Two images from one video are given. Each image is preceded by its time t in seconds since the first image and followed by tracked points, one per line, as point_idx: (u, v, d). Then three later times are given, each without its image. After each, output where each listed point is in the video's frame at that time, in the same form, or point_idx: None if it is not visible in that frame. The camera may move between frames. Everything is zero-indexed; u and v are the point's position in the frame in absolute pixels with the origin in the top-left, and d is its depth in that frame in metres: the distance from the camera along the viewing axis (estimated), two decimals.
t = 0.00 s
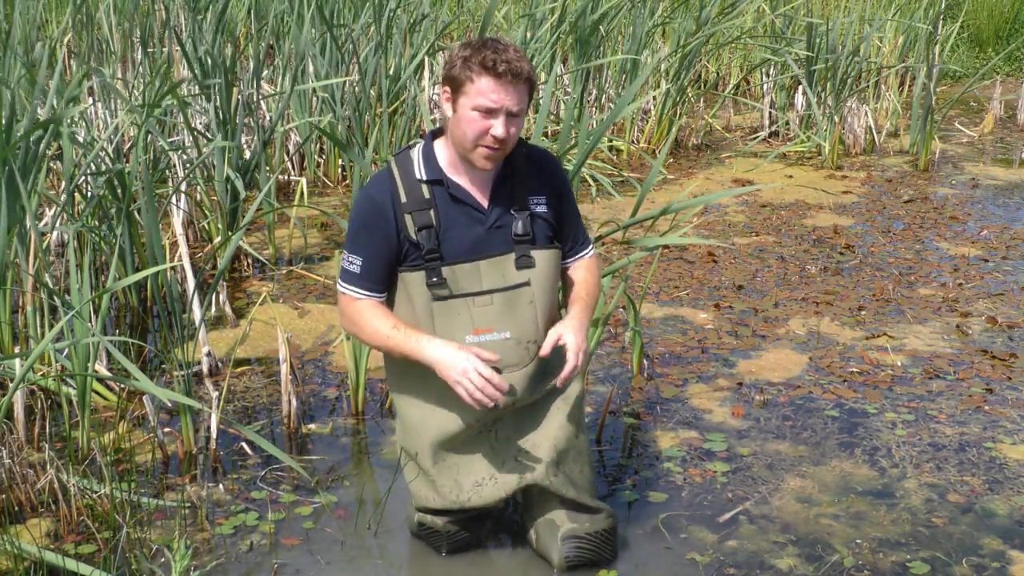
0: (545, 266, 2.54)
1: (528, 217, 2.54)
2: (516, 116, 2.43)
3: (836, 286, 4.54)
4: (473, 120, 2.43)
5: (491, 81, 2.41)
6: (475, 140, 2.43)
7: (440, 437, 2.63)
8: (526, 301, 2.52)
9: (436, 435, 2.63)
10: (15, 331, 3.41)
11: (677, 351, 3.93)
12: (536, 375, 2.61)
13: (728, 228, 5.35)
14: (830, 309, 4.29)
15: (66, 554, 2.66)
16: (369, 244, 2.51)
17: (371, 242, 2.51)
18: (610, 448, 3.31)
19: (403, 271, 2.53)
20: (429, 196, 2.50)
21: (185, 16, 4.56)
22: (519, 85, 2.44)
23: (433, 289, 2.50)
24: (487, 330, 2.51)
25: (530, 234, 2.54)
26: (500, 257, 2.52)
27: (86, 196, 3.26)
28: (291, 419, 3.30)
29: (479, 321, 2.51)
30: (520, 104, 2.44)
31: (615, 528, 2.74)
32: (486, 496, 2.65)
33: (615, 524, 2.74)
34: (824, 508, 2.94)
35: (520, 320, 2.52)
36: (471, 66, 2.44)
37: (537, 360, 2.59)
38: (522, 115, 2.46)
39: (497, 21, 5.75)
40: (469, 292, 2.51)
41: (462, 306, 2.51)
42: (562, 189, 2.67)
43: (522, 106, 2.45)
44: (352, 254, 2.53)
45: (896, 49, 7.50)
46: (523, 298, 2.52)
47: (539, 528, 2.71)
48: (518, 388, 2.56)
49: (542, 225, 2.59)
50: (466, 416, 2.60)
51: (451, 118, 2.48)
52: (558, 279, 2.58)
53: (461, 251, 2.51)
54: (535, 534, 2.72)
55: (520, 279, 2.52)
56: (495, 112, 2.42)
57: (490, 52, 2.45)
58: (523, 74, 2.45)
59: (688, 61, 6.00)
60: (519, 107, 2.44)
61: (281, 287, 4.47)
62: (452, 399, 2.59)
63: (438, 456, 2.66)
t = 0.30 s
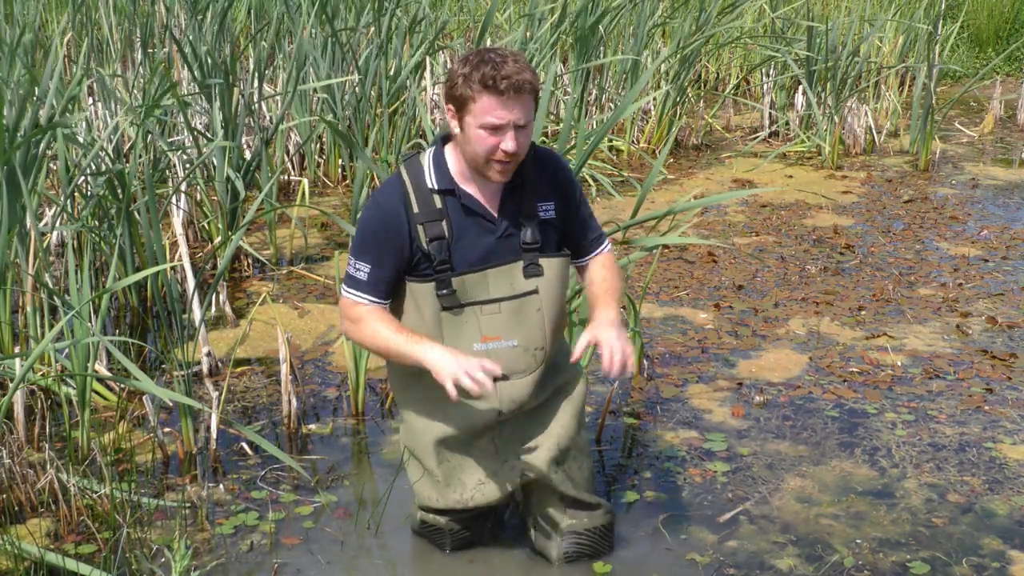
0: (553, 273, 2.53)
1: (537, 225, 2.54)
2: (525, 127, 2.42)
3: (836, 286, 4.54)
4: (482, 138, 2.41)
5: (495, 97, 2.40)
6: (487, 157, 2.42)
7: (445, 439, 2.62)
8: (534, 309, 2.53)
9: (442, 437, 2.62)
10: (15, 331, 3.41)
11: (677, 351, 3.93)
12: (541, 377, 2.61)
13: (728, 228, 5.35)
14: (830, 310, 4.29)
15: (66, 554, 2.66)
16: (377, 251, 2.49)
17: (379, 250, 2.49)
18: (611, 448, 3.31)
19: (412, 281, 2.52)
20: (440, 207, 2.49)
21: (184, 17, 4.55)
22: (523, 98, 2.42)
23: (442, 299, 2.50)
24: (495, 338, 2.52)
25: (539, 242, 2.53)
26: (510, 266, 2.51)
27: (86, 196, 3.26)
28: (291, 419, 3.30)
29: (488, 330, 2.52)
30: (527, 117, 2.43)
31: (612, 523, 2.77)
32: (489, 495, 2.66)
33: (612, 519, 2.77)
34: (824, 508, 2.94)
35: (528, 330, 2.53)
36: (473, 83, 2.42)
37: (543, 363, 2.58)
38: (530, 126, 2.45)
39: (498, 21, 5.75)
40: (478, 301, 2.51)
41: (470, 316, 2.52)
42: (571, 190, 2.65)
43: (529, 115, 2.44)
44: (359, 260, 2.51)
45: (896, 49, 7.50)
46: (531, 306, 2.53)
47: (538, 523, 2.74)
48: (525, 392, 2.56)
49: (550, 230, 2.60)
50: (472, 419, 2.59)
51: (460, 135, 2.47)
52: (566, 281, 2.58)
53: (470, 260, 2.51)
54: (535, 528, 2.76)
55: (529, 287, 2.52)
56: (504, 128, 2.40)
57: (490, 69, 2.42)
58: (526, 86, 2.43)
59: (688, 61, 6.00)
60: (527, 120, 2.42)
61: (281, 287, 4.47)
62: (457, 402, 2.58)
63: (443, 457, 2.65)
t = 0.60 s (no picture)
0: (564, 273, 2.53)
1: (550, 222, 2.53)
2: (524, 117, 2.45)
3: (836, 286, 4.54)
4: (484, 135, 2.45)
5: (485, 91, 2.44)
6: (493, 153, 2.46)
7: (453, 440, 2.63)
8: (544, 309, 2.53)
9: (449, 438, 2.63)
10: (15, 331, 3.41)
11: (677, 351, 3.93)
12: (551, 381, 2.61)
13: (728, 228, 5.35)
14: (830, 310, 4.29)
15: (66, 554, 2.66)
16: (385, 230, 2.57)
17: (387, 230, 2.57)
18: (611, 449, 3.31)
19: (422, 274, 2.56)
20: (453, 195, 2.55)
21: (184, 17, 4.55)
22: (515, 87, 2.44)
23: (449, 288, 2.53)
24: (503, 334, 2.52)
25: (552, 240, 2.53)
26: (521, 261, 2.52)
27: (86, 196, 3.26)
28: (291, 419, 3.30)
29: (496, 326, 2.52)
30: (523, 105, 2.45)
31: (626, 542, 2.72)
32: (497, 501, 2.66)
33: (626, 538, 2.72)
34: (824, 508, 2.94)
35: (536, 328, 2.53)
36: (464, 83, 2.48)
37: (553, 367, 2.59)
38: (530, 114, 2.47)
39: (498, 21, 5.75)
40: (486, 295, 2.52)
41: (481, 311, 2.52)
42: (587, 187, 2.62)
43: (527, 105, 2.47)
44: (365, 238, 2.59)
45: (896, 49, 7.49)
46: (541, 304, 2.53)
47: (550, 533, 2.69)
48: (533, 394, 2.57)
49: (564, 229, 2.58)
50: (480, 421, 2.59)
51: (466, 137, 2.53)
52: (579, 287, 2.57)
53: (480, 253, 2.54)
54: (545, 537, 2.70)
55: (539, 285, 2.52)
56: (501, 121, 2.44)
57: (478, 65, 2.48)
58: (515, 73, 2.46)
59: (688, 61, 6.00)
60: (524, 108, 2.45)
61: (281, 287, 4.47)
62: (466, 403, 2.61)
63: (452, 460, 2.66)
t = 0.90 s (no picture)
0: (577, 276, 2.52)
1: (564, 224, 2.52)
2: (544, 116, 2.45)
3: (836, 286, 4.54)
4: (501, 131, 2.46)
5: (506, 87, 2.44)
6: (509, 150, 2.46)
7: (464, 441, 2.63)
8: (554, 311, 2.52)
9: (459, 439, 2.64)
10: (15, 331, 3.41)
11: (677, 351, 3.93)
12: (564, 387, 2.60)
13: (728, 228, 5.35)
14: (830, 310, 4.29)
15: (66, 554, 2.66)
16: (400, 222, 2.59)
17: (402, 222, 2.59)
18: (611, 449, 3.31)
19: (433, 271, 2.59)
20: (468, 193, 2.56)
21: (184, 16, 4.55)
22: (537, 85, 2.45)
23: (457, 286, 2.54)
24: (511, 335, 2.52)
25: (565, 243, 2.52)
26: (532, 262, 2.52)
27: (86, 197, 3.26)
28: (291, 419, 3.30)
29: (504, 327, 2.52)
30: (543, 105, 2.45)
31: (639, 553, 2.70)
32: (508, 506, 2.65)
33: (640, 549, 2.70)
34: (824, 508, 2.94)
35: (545, 329, 2.52)
36: (487, 78, 2.48)
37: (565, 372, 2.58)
38: (550, 114, 2.47)
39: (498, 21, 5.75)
40: (496, 296, 2.52)
41: (489, 311, 2.52)
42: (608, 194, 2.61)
43: (548, 104, 2.46)
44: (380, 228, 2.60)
45: (896, 49, 7.49)
46: (552, 307, 2.52)
47: (562, 540, 2.68)
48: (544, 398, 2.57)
49: (581, 234, 2.57)
50: (491, 423, 2.59)
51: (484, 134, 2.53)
52: (592, 292, 2.57)
53: (492, 252, 2.53)
54: (557, 544, 2.70)
55: (550, 288, 2.52)
56: (519, 118, 2.44)
57: (503, 61, 2.48)
58: (538, 72, 2.46)
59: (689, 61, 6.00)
60: (544, 107, 2.45)
61: (281, 287, 4.47)
62: (477, 405, 2.61)
63: (463, 461, 2.66)
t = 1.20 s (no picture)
0: (583, 274, 2.50)
1: (570, 223, 2.56)
2: (552, 124, 2.47)
3: (836, 287, 4.54)
4: (508, 136, 2.47)
5: (517, 93, 2.46)
6: (516, 155, 2.47)
7: (466, 436, 2.63)
8: (560, 309, 2.50)
9: (462, 433, 2.64)
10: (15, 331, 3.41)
11: (677, 351, 3.93)
12: (567, 384, 2.58)
13: (728, 229, 5.35)
14: (830, 310, 4.29)
15: (66, 554, 2.66)
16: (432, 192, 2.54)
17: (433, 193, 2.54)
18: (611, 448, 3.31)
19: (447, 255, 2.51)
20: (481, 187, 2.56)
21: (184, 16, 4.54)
22: (547, 94, 2.46)
23: (465, 280, 2.49)
24: (517, 332, 2.51)
25: (571, 240, 2.56)
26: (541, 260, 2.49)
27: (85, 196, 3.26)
28: (291, 419, 3.30)
29: (510, 323, 2.50)
30: (552, 113, 2.47)
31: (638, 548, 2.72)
32: (509, 501, 2.67)
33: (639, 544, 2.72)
34: (824, 508, 2.94)
35: (551, 327, 2.50)
36: (497, 83, 2.49)
37: (569, 369, 2.56)
38: (559, 122, 2.49)
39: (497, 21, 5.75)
40: (503, 291, 2.49)
41: (496, 305, 2.50)
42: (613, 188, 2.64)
43: (557, 112, 2.48)
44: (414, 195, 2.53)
45: (897, 49, 7.49)
46: (558, 305, 2.50)
47: (563, 535, 2.70)
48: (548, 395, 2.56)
49: (583, 231, 2.61)
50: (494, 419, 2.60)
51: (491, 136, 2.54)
52: (600, 290, 2.54)
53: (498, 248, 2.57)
54: (558, 538, 2.72)
55: (557, 285, 2.49)
56: (528, 124, 2.45)
57: (514, 66, 2.49)
58: (549, 80, 2.48)
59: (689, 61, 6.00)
60: (552, 116, 2.47)
61: (281, 287, 4.47)
62: (479, 400, 2.60)
63: (465, 456, 2.66)
